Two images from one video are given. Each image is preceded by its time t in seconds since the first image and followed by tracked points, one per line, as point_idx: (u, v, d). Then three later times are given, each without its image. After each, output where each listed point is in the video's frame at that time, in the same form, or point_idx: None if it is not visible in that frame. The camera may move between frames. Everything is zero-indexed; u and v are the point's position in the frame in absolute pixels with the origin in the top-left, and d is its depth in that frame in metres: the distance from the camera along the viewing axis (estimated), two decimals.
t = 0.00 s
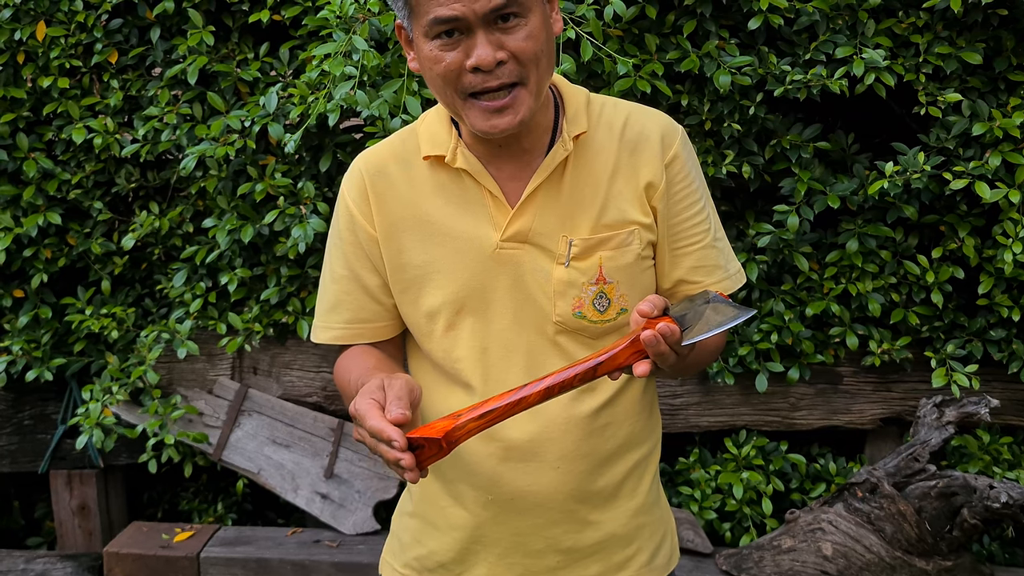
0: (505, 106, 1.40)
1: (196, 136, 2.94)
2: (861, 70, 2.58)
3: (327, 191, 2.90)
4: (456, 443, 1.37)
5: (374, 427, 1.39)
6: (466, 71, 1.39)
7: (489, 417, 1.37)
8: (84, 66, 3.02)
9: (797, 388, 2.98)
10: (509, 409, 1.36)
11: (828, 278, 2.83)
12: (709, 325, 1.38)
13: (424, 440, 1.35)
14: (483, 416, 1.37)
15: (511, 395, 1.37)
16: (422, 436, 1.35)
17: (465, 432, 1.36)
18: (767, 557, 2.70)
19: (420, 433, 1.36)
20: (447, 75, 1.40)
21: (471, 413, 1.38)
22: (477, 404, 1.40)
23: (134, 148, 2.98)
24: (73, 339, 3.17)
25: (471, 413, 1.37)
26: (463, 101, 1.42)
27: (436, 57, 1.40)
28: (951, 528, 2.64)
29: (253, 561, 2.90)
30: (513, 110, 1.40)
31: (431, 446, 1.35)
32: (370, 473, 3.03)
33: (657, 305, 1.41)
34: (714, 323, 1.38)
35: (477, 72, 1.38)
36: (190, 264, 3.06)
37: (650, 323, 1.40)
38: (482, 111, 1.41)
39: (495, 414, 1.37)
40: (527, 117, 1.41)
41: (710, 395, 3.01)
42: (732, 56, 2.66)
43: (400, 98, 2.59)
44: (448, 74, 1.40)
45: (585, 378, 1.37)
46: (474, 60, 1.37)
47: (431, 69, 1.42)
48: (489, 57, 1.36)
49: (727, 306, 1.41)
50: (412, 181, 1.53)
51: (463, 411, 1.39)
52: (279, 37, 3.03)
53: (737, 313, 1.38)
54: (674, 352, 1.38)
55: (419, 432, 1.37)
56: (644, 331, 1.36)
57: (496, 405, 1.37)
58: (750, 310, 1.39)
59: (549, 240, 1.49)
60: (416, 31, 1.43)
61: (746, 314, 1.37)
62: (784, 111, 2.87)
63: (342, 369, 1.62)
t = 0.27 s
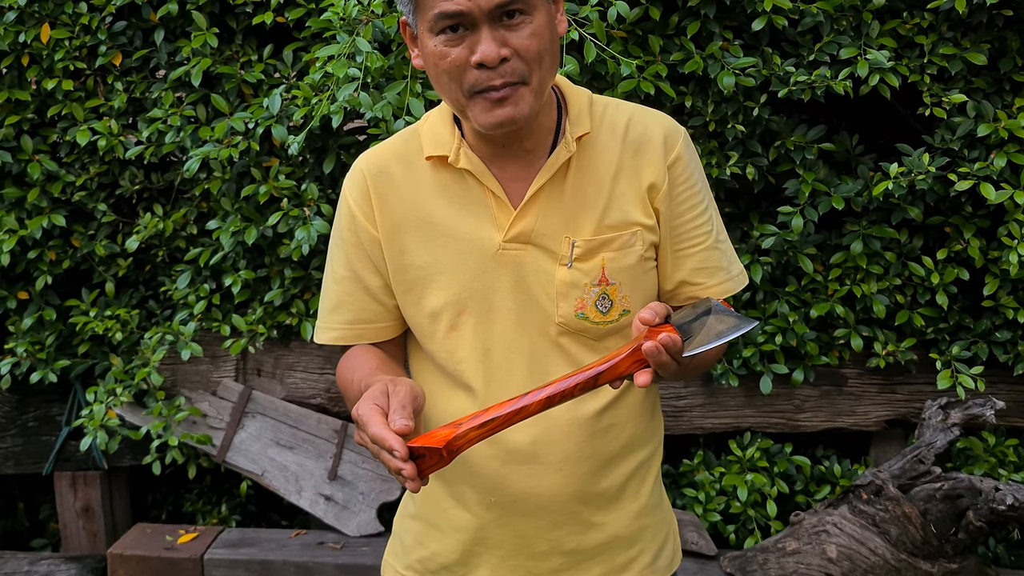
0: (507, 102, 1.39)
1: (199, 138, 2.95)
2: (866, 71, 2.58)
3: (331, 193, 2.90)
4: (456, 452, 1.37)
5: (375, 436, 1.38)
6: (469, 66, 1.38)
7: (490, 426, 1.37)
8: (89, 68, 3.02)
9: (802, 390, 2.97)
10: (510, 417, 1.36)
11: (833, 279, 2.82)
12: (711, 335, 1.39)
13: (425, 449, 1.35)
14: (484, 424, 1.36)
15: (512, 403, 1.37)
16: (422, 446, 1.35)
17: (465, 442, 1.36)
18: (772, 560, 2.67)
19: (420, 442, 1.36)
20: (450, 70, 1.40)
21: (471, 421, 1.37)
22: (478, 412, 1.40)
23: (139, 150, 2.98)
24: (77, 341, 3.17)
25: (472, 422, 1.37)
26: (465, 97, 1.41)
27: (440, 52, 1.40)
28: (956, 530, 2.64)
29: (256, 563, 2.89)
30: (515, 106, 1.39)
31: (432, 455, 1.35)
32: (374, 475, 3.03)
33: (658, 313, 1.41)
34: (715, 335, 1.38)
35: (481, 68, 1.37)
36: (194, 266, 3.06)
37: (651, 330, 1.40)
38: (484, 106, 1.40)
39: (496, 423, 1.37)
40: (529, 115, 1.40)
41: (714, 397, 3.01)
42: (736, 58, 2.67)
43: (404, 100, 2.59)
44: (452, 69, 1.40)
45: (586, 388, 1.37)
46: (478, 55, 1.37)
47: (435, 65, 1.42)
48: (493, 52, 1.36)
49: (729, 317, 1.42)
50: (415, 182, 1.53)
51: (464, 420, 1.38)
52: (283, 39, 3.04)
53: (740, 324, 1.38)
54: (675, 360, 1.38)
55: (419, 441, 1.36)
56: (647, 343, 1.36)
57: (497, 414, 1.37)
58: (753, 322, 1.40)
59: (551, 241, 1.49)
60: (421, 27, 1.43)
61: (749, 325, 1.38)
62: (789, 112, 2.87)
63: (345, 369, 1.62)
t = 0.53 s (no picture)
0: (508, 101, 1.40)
1: (201, 139, 2.95)
2: (867, 71, 2.57)
3: (332, 194, 2.90)
4: (455, 446, 1.37)
5: (375, 427, 1.39)
6: (469, 63, 1.39)
7: (489, 421, 1.37)
8: (90, 69, 3.03)
9: (804, 391, 2.97)
10: (509, 413, 1.36)
11: (835, 280, 2.82)
12: (712, 335, 1.38)
13: (424, 442, 1.35)
14: (483, 419, 1.36)
15: (512, 399, 1.37)
16: (422, 439, 1.35)
17: (464, 436, 1.36)
18: (774, 561, 2.67)
19: (419, 435, 1.36)
20: (450, 67, 1.40)
21: (471, 416, 1.37)
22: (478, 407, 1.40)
23: (140, 151, 2.98)
24: (79, 342, 3.17)
25: (471, 417, 1.37)
26: (465, 94, 1.41)
27: (440, 49, 1.40)
28: (959, 532, 2.63)
29: (258, 563, 2.90)
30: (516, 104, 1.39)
31: (431, 448, 1.35)
32: (375, 476, 3.03)
33: (660, 312, 1.40)
34: (716, 335, 1.38)
35: (480, 64, 1.38)
36: (196, 267, 3.06)
37: (653, 329, 1.40)
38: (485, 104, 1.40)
39: (495, 418, 1.37)
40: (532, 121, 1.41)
41: (716, 397, 3.00)
42: (738, 58, 2.66)
43: (405, 100, 2.59)
44: (451, 66, 1.40)
45: (586, 385, 1.36)
46: (477, 52, 1.37)
47: (435, 61, 1.42)
48: (492, 49, 1.36)
49: (730, 317, 1.41)
50: (415, 183, 1.52)
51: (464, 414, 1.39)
52: (284, 40, 3.03)
53: (742, 324, 1.38)
54: (676, 360, 1.38)
55: (418, 434, 1.37)
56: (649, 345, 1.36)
57: (496, 409, 1.37)
58: (754, 322, 1.40)
59: (551, 242, 1.48)
60: (421, 23, 1.43)
61: (751, 325, 1.38)
62: (790, 113, 2.86)
63: (347, 369, 1.62)
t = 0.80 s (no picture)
0: (507, 113, 1.39)
1: (202, 141, 2.95)
2: (869, 73, 2.56)
3: (333, 196, 2.90)
4: (455, 445, 1.37)
5: (377, 425, 1.40)
6: (469, 75, 1.38)
7: (490, 421, 1.37)
8: (91, 71, 3.03)
9: (805, 393, 2.97)
10: (510, 413, 1.36)
11: (836, 282, 2.82)
12: (713, 338, 1.38)
13: (424, 441, 1.35)
14: (483, 419, 1.36)
15: (512, 399, 1.37)
16: (422, 437, 1.35)
17: (464, 435, 1.36)
18: (775, 562, 2.67)
19: (420, 434, 1.36)
20: (450, 79, 1.40)
21: (471, 416, 1.37)
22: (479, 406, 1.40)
23: (142, 153, 2.99)
24: (80, 344, 3.17)
25: (471, 417, 1.37)
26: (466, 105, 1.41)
27: (440, 60, 1.40)
28: (960, 533, 2.62)
29: (259, 565, 2.89)
30: (515, 116, 1.39)
31: (431, 447, 1.35)
32: (376, 478, 3.03)
33: (661, 315, 1.41)
34: (717, 338, 1.37)
35: (481, 77, 1.37)
36: (197, 269, 3.06)
37: (654, 331, 1.40)
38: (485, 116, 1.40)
39: (495, 419, 1.36)
40: (530, 126, 1.41)
41: (717, 399, 3.00)
42: (739, 60, 2.65)
43: (406, 102, 2.59)
44: (452, 77, 1.40)
45: (587, 386, 1.36)
46: (478, 64, 1.36)
47: (435, 73, 1.41)
48: (492, 62, 1.36)
49: (731, 321, 1.41)
50: (416, 186, 1.52)
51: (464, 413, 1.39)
52: (285, 42, 3.03)
53: (742, 327, 1.38)
54: (675, 362, 1.38)
55: (418, 433, 1.37)
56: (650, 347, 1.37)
57: (496, 410, 1.36)
58: (754, 326, 1.40)
59: (552, 244, 1.48)
60: (421, 34, 1.43)
61: (751, 328, 1.37)
62: (791, 114, 2.86)
63: (348, 371, 1.62)
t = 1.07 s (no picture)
0: (507, 95, 1.39)
1: (203, 142, 2.95)
2: (869, 73, 2.56)
3: (334, 197, 2.90)
4: (457, 453, 1.36)
5: (379, 431, 1.39)
6: (470, 59, 1.38)
7: (493, 428, 1.36)
8: (92, 72, 3.03)
9: (806, 393, 2.96)
10: (512, 420, 1.35)
11: (837, 282, 2.81)
12: (716, 345, 1.39)
13: (427, 448, 1.34)
14: (486, 425, 1.36)
15: (515, 405, 1.36)
16: (424, 444, 1.34)
17: (467, 442, 1.36)
18: (777, 563, 2.67)
19: (422, 441, 1.35)
20: (451, 63, 1.40)
21: (473, 422, 1.36)
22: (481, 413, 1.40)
23: (142, 155, 2.99)
24: (81, 345, 3.17)
25: (474, 423, 1.36)
26: (466, 90, 1.41)
27: (442, 45, 1.40)
28: (962, 534, 2.60)
29: (260, 566, 2.89)
30: (515, 98, 1.38)
31: (434, 454, 1.34)
32: (378, 479, 3.03)
33: (665, 321, 1.40)
34: (720, 346, 1.38)
35: (481, 60, 1.37)
36: (198, 270, 3.06)
37: (657, 337, 1.40)
38: (486, 99, 1.39)
39: (498, 425, 1.36)
40: (530, 108, 1.39)
41: (718, 400, 3.00)
42: (740, 60, 2.65)
43: (407, 103, 2.59)
44: (453, 61, 1.40)
45: (590, 393, 1.36)
46: (479, 47, 1.36)
47: (436, 58, 1.42)
48: (493, 44, 1.36)
49: (734, 328, 1.42)
50: (417, 186, 1.52)
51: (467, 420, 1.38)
52: (286, 43, 3.03)
53: (746, 336, 1.39)
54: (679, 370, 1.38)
55: (421, 439, 1.36)
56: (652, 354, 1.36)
57: (499, 416, 1.36)
58: (757, 333, 1.41)
59: (553, 244, 1.48)
60: (424, 20, 1.43)
61: (754, 336, 1.39)
62: (792, 114, 2.86)
63: (349, 371, 1.61)
